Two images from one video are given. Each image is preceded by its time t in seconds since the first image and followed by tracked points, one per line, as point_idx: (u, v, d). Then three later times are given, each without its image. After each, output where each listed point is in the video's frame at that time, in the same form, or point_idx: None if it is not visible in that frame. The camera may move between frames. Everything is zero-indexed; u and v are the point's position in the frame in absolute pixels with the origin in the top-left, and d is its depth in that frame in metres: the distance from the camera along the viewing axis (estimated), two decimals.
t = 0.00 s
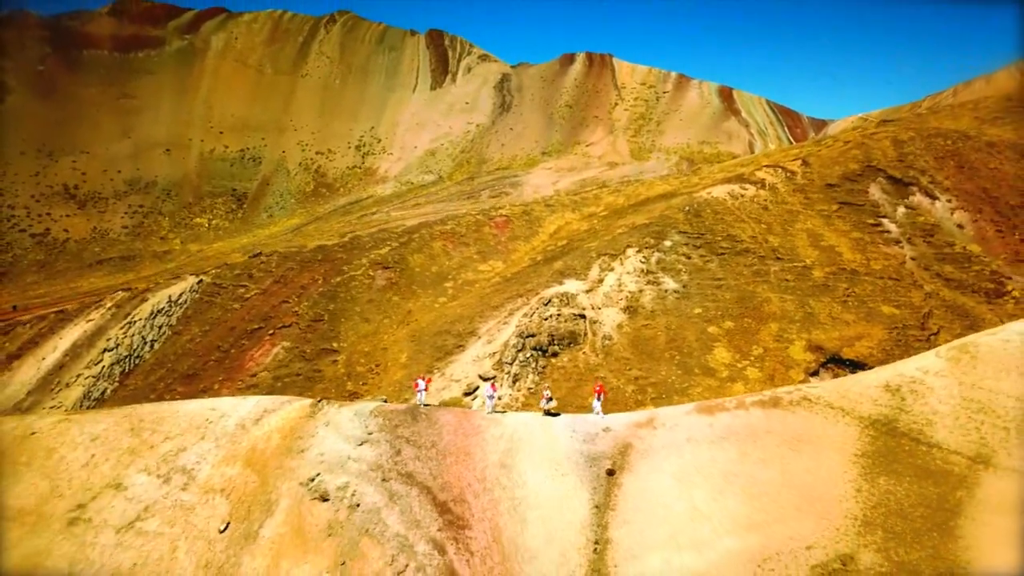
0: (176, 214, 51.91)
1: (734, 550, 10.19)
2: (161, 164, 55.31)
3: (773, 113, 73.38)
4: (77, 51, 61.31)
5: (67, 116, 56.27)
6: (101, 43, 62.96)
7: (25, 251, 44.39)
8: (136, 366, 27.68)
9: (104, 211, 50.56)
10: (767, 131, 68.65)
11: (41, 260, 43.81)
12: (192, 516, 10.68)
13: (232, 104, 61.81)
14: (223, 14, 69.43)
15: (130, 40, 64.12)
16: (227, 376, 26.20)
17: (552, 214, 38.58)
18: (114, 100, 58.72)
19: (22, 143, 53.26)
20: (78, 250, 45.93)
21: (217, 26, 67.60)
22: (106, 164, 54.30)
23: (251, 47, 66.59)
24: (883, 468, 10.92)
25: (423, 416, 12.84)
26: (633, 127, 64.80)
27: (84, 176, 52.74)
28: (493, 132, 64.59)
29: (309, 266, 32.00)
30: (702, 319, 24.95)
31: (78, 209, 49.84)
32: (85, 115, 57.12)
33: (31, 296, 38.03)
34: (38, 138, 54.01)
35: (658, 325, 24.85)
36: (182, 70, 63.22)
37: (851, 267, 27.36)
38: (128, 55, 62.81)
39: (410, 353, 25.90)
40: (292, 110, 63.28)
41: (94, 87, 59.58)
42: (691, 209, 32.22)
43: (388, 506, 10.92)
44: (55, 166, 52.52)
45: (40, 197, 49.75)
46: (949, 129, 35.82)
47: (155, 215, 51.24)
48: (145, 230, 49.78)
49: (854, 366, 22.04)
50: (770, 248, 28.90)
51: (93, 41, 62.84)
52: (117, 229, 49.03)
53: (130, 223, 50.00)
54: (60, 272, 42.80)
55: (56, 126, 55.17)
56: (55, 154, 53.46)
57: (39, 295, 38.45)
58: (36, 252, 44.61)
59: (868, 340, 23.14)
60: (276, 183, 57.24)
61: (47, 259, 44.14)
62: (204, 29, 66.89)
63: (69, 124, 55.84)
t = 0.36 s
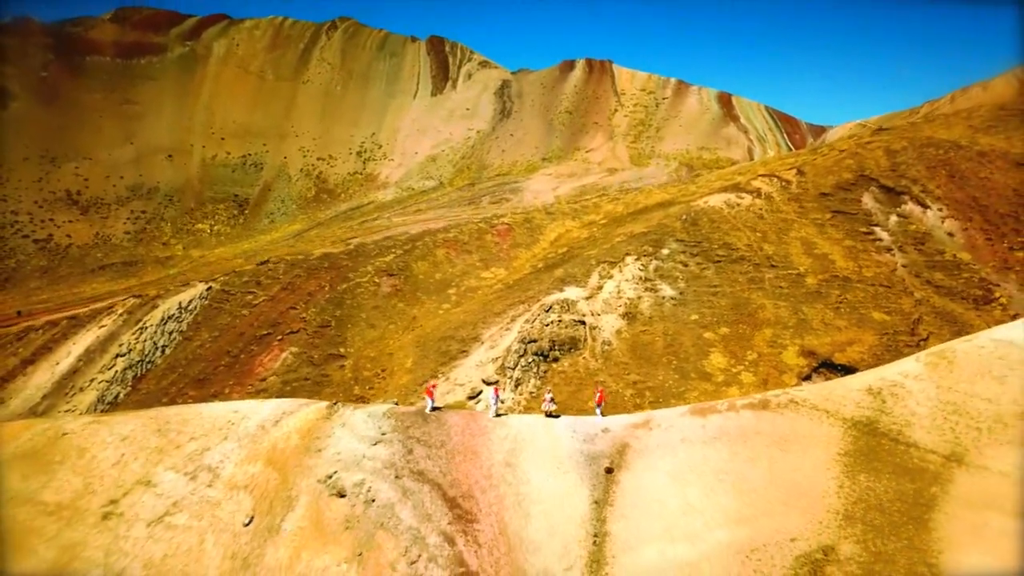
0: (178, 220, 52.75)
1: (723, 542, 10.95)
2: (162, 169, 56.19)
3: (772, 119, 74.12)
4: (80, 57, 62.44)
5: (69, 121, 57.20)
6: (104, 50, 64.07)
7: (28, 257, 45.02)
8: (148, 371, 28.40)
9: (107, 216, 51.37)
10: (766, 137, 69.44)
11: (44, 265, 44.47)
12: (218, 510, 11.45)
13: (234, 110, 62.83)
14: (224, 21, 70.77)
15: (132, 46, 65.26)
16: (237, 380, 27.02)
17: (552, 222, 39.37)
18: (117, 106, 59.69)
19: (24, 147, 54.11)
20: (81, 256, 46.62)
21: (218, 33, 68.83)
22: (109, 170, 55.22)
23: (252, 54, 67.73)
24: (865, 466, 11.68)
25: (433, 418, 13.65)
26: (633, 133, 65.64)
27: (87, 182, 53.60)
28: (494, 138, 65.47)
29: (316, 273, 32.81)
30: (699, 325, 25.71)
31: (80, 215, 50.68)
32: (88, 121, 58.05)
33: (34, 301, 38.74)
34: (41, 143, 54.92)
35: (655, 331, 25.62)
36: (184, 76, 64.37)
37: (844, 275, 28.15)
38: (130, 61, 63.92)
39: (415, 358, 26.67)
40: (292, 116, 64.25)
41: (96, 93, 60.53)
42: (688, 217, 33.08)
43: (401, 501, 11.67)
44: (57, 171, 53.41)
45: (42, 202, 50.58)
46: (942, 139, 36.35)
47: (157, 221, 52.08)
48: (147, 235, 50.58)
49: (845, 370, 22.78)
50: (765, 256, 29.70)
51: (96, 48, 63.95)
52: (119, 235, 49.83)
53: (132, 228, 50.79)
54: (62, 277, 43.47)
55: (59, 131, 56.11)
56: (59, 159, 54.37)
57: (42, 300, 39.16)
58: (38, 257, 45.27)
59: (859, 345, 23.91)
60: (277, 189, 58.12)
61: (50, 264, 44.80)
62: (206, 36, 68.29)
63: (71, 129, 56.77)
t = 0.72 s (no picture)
0: (180, 228, 53.58)
1: (715, 539, 11.76)
2: (164, 177, 57.17)
3: (770, 127, 74.83)
4: (84, 66, 63.63)
5: (72, 130, 58.31)
6: (107, 59, 65.15)
7: (31, 265, 46.02)
8: (160, 378, 29.25)
9: (110, 224, 52.25)
10: (764, 145, 70.31)
11: (47, 273, 45.37)
12: (242, 509, 12.29)
13: (235, 118, 63.98)
14: (226, 30, 71.90)
15: (135, 55, 66.41)
16: (247, 388, 27.85)
17: (553, 233, 40.17)
18: (120, 114, 60.73)
19: (27, 155, 55.08)
20: (84, 264, 47.50)
21: (219, 42, 69.91)
22: (112, 178, 56.12)
23: (253, 62, 68.80)
24: (847, 468, 12.47)
25: (442, 422, 14.42)
26: (632, 141, 66.64)
27: (89, 190, 54.50)
28: (494, 146, 66.48)
29: (322, 282, 33.66)
30: (695, 333, 26.56)
31: (83, 223, 51.54)
32: (90, 129, 59.07)
33: (38, 309, 39.63)
34: (44, 151, 55.96)
35: (653, 339, 26.46)
36: (186, 84, 65.51)
37: (836, 284, 29.02)
38: (133, 70, 64.92)
39: (419, 366, 27.44)
40: (294, 125, 65.37)
41: (100, 102, 61.55)
42: (685, 228, 33.92)
43: (413, 500, 12.47)
44: (60, 180, 54.39)
45: (46, 210, 51.51)
46: (935, 150, 36.82)
47: (160, 228, 52.92)
48: (150, 243, 51.42)
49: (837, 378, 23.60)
50: (760, 266, 30.49)
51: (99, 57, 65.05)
52: (122, 242, 50.67)
53: (135, 236, 51.62)
54: (65, 285, 44.33)
55: (61, 141, 57.25)
56: (61, 167, 55.37)
57: (45, 308, 40.00)
58: (42, 266, 46.23)
59: (851, 353, 24.75)
60: (279, 197, 59.01)
61: (53, 272, 45.75)
62: (209, 44, 69.46)
63: (74, 137, 57.86)
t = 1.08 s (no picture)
0: (182, 247, 55.11)
1: (707, 549, 12.78)
2: (166, 197, 58.21)
3: (768, 147, 75.46)
4: (88, 86, 63.67)
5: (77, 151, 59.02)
6: (110, 78, 64.96)
7: (34, 283, 48.18)
8: (170, 397, 29.97)
9: (112, 243, 53.93)
10: (763, 165, 71.38)
11: (50, 293, 47.73)
12: (261, 522, 13.05)
13: (238, 136, 63.96)
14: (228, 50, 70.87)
15: (138, 77, 65.83)
16: (256, 407, 29.11)
17: (553, 254, 40.34)
18: (124, 135, 61.04)
19: (32, 176, 56.02)
20: (86, 283, 49.90)
21: (223, 63, 69.22)
22: (115, 198, 57.10)
23: (255, 82, 68.25)
24: (833, 482, 13.28)
25: (450, 440, 15.11)
26: (631, 161, 67.57)
27: (92, 211, 55.58)
28: (494, 166, 67.29)
29: (330, 304, 34.26)
30: (693, 353, 27.40)
31: (86, 242, 53.20)
32: (93, 148, 59.55)
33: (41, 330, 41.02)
34: (48, 172, 56.77)
35: (652, 359, 27.37)
36: (189, 106, 65.22)
37: (829, 306, 29.37)
38: (136, 90, 64.66)
39: (424, 384, 28.94)
40: (296, 146, 65.31)
41: (104, 121, 61.83)
42: (682, 251, 33.55)
43: (423, 513, 13.26)
44: (64, 200, 55.32)
45: (48, 229, 52.83)
46: (928, 173, 36.37)
47: (162, 248, 54.46)
48: (152, 262, 53.25)
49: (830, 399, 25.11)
50: (755, 289, 30.64)
51: (102, 76, 64.92)
52: (125, 262, 52.58)
53: (137, 255, 53.44)
54: (67, 303, 47.17)
55: (64, 160, 57.73)
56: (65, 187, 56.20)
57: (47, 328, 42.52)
58: (44, 285, 48.46)
59: (843, 373, 25.94)
60: (281, 216, 60.00)
61: (55, 291, 48.14)
62: (211, 65, 68.72)
63: (77, 157, 58.42)
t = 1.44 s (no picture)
0: (185, 272, 55.84)
1: (701, 566, 13.48)
2: (170, 224, 59.35)
3: (767, 174, 77.11)
4: (94, 116, 65.09)
5: (83, 179, 60.27)
6: (115, 107, 66.48)
7: (37, 310, 48.40)
8: (179, 423, 30.60)
9: (115, 269, 54.54)
10: (761, 192, 72.79)
11: (53, 318, 47.84)
12: (279, 541, 13.69)
13: (241, 163, 65.77)
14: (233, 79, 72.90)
15: (143, 106, 67.47)
16: (263, 433, 29.38)
17: (553, 282, 41.37)
18: (127, 161, 62.75)
19: (37, 204, 56.97)
20: (89, 308, 49.94)
21: (227, 91, 70.97)
22: (119, 225, 58.11)
23: (259, 111, 70.35)
24: (821, 503, 14.02)
25: (457, 462, 16.03)
26: (630, 188, 69.18)
27: (96, 237, 56.52)
28: (495, 194, 68.77)
29: (335, 331, 35.43)
30: (690, 379, 28.24)
31: (90, 269, 53.86)
32: (98, 176, 60.95)
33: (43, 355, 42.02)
34: (53, 200, 57.79)
35: (650, 386, 28.25)
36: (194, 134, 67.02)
37: (822, 333, 30.29)
38: (141, 119, 66.31)
39: (428, 412, 29.41)
40: (299, 170, 67.32)
41: (109, 150, 63.37)
42: (680, 279, 34.90)
43: (432, 532, 14.04)
44: (69, 227, 56.32)
45: (52, 256, 53.88)
46: (920, 202, 37.98)
47: (164, 274, 55.15)
48: (155, 288, 53.74)
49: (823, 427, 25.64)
50: (751, 316, 31.65)
51: (108, 105, 66.48)
52: (128, 288, 53.02)
53: (140, 282, 53.91)
54: (70, 330, 46.54)
55: (70, 188, 59.03)
56: (69, 215, 57.14)
57: (49, 354, 42.31)
58: (48, 310, 48.66)
59: (836, 399, 26.39)
60: (282, 243, 61.06)
61: (57, 317, 48.10)
62: (216, 93, 70.30)
63: (83, 186, 59.69)
